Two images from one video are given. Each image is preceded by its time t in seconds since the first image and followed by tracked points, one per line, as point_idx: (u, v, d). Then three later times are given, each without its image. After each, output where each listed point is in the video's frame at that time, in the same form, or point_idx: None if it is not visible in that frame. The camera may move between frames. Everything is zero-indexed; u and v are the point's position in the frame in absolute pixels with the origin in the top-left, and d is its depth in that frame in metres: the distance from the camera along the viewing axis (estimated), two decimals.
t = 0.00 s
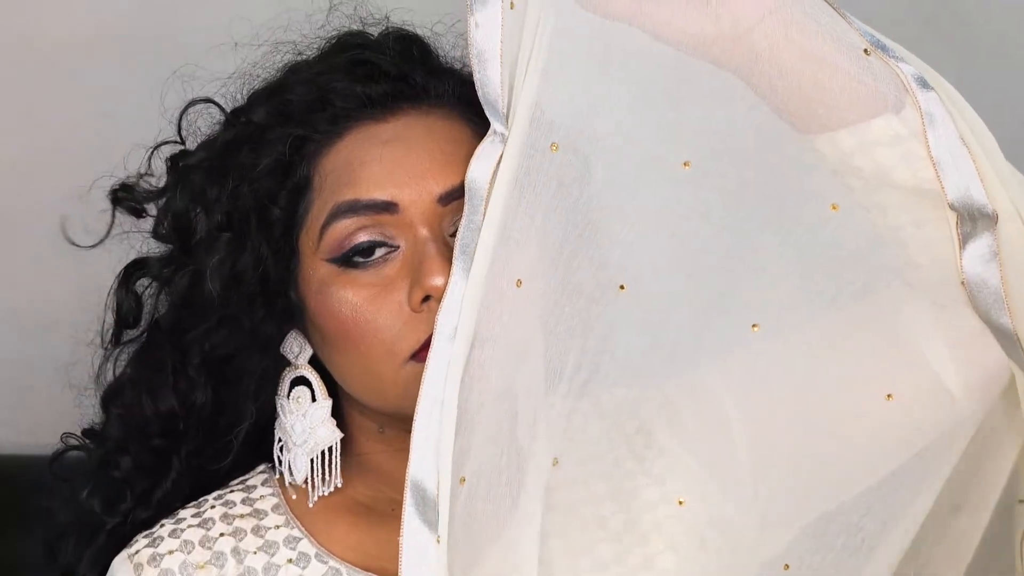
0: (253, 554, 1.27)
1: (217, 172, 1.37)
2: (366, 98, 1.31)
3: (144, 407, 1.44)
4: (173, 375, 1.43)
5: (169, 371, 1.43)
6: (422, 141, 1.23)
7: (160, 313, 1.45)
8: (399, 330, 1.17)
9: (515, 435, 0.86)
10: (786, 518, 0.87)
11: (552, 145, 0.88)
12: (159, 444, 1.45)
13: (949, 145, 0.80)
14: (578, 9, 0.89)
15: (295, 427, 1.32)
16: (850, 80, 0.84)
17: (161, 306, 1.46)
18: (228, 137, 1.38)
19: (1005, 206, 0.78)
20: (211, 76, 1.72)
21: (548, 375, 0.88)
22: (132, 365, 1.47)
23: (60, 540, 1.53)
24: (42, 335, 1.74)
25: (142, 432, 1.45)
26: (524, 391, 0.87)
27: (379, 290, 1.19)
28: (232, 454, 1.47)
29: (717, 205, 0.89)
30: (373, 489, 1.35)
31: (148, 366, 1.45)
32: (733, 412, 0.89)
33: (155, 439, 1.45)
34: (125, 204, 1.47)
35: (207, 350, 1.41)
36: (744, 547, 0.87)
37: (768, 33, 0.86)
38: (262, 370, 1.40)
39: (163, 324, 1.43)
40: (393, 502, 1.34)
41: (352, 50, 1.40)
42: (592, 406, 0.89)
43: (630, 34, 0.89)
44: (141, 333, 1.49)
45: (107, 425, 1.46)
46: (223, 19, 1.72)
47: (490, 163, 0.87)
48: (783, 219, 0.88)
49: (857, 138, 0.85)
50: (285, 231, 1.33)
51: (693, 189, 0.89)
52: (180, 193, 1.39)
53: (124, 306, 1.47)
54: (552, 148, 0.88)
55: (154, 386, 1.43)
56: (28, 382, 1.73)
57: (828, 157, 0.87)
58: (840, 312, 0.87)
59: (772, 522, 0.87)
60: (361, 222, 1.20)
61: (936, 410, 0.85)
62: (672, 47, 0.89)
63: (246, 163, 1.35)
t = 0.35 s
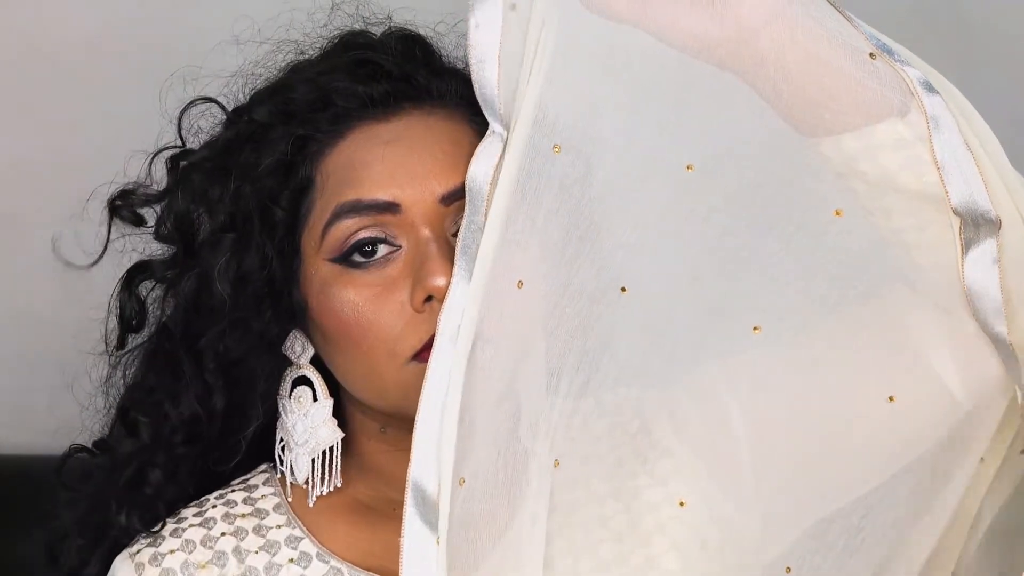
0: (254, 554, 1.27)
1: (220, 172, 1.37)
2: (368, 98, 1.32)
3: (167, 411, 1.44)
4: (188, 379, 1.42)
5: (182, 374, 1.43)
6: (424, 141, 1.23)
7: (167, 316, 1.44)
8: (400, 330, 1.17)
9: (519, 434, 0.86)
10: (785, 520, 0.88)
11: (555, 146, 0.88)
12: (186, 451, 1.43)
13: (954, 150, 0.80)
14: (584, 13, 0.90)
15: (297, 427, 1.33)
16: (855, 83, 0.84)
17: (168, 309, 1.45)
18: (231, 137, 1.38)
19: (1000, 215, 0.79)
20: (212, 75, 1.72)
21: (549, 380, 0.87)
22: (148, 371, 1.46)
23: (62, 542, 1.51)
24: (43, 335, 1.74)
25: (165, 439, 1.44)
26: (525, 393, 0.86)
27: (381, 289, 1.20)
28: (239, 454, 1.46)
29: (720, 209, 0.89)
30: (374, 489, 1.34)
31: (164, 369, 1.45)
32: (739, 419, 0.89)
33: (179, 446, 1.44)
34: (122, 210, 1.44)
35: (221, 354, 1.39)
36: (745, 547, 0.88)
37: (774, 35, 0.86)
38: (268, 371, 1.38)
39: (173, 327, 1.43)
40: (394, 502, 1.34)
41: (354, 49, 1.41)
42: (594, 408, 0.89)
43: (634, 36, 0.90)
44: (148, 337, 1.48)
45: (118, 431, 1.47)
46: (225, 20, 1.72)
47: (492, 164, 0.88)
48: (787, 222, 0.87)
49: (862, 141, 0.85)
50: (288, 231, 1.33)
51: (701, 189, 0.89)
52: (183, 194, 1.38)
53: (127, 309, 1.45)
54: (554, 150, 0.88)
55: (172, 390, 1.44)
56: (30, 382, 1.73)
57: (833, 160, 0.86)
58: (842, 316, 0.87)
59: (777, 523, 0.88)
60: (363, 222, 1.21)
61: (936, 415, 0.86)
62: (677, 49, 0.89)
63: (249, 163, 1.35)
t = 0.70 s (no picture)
0: (255, 554, 1.27)
1: (222, 171, 1.38)
2: (371, 99, 1.32)
3: (159, 407, 1.44)
4: (184, 377, 1.42)
5: (178, 371, 1.43)
6: (427, 142, 1.24)
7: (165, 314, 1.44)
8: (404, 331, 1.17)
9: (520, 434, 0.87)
10: (787, 521, 0.87)
11: (562, 146, 0.88)
12: (173, 445, 1.45)
13: (958, 152, 0.81)
14: (588, 13, 0.90)
15: (299, 426, 1.34)
16: (860, 83, 0.85)
17: (166, 307, 1.45)
18: (233, 136, 1.39)
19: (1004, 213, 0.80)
20: (215, 74, 1.72)
21: (552, 380, 0.87)
22: (143, 367, 1.46)
23: (61, 540, 1.51)
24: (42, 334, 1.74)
25: (156, 433, 1.45)
26: (526, 394, 0.86)
27: (384, 290, 1.20)
28: (239, 452, 1.46)
29: (720, 208, 0.88)
30: (377, 489, 1.35)
31: (160, 367, 1.45)
32: (738, 419, 0.88)
33: (169, 441, 1.45)
34: (122, 203, 1.45)
35: (218, 353, 1.40)
36: (745, 549, 0.87)
37: (779, 36, 0.86)
38: (268, 374, 1.38)
39: (169, 325, 1.43)
40: (397, 502, 1.34)
41: (358, 49, 1.41)
42: (595, 407, 0.88)
43: (642, 37, 0.90)
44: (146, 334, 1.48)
45: (115, 428, 1.47)
46: (227, 19, 1.72)
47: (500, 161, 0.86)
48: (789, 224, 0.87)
49: (865, 142, 0.86)
50: (291, 231, 1.33)
51: (701, 189, 0.89)
52: (183, 191, 1.39)
53: (124, 307, 1.45)
54: (561, 149, 0.88)
55: (167, 386, 1.44)
56: (27, 381, 1.73)
57: (835, 161, 0.87)
58: (845, 318, 0.87)
59: (779, 525, 0.87)
60: (365, 222, 1.22)
61: (935, 415, 0.87)
62: (681, 50, 0.89)
63: (251, 163, 1.36)
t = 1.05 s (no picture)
0: (256, 554, 1.27)
1: (228, 172, 1.39)
2: (375, 100, 1.33)
3: (163, 408, 1.44)
4: (188, 378, 1.43)
5: (183, 372, 1.44)
6: (430, 144, 1.25)
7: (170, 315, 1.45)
8: (406, 332, 1.18)
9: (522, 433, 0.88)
10: (787, 522, 0.87)
11: (562, 150, 0.89)
12: (180, 446, 1.44)
13: (954, 158, 0.80)
14: (588, 15, 0.90)
15: (301, 426, 1.33)
16: (864, 87, 0.84)
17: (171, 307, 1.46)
18: (239, 138, 1.40)
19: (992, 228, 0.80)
20: (218, 77, 1.72)
21: (553, 381, 0.88)
22: (148, 368, 1.47)
23: (64, 541, 1.50)
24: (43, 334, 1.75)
25: (161, 434, 1.45)
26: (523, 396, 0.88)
27: (387, 291, 1.21)
28: (244, 453, 1.46)
29: (722, 211, 0.89)
30: (378, 489, 1.35)
31: (166, 369, 1.46)
32: (739, 420, 0.89)
33: (175, 442, 1.44)
34: (129, 209, 1.47)
35: (223, 353, 1.40)
36: (745, 549, 0.88)
37: (782, 38, 0.85)
38: (270, 375, 1.38)
39: (174, 326, 1.43)
40: (398, 503, 1.34)
41: (363, 49, 1.42)
42: (596, 408, 0.89)
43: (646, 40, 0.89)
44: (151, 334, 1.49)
45: (120, 426, 1.48)
46: (230, 21, 1.73)
47: (501, 166, 0.87)
48: (792, 229, 0.88)
49: (868, 145, 0.85)
50: (295, 232, 1.34)
51: (702, 196, 0.89)
52: (190, 194, 1.40)
53: (130, 306, 1.46)
54: (562, 152, 0.89)
55: (172, 386, 1.44)
56: (27, 381, 1.74)
57: (838, 164, 0.87)
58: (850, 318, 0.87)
59: (777, 528, 0.88)
60: (369, 224, 1.23)
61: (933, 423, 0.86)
62: (683, 53, 0.89)
63: (257, 163, 1.36)
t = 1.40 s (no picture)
0: (257, 554, 1.28)
1: (230, 174, 1.40)
2: (376, 101, 1.34)
3: (185, 415, 1.42)
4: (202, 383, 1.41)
5: (199, 379, 1.42)
6: (430, 144, 1.25)
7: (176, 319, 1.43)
8: (407, 332, 1.19)
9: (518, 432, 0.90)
10: (788, 522, 0.88)
11: (563, 151, 0.89)
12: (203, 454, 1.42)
13: (953, 162, 0.81)
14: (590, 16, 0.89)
15: (301, 427, 1.34)
16: (867, 89, 0.84)
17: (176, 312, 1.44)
18: (241, 140, 1.41)
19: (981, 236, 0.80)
20: (220, 80, 1.74)
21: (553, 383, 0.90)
22: (156, 373, 1.45)
23: (65, 542, 1.48)
24: (42, 337, 1.75)
25: (186, 442, 1.42)
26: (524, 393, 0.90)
27: (387, 292, 1.21)
28: (248, 453, 1.46)
29: (724, 215, 0.89)
30: (379, 489, 1.36)
31: (176, 373, 1.43)
32: (739, 420, 0.89)
33: (198, 449, 1.42)
34: (129, 217, 1.48)
35: (234, 356, 1.39)
36: (745, 549, 0.88)
37: (786, 38, 0.85)
38: (275, 374, 1.38)
39: (186, 331, 1.41)
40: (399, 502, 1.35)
41: (364, 49, 1.42)
42: (598, 407, 0.90)
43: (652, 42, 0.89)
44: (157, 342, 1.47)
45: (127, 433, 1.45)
46: (230, 23, 1.75)
47: (499, 163, 0.88)
48: (795, 232, 0.87)
49: (871, 148, 0.85)
50: (298, 232, 1.35)
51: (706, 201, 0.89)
52: (194, 198, 1.41)
53: (135, 311, 1.48)
54: (564, 153, 0.89)
55: (185, 393, 1.42)
56: (27, 381, 1.74)
57: (843, 168, 0.86)
58: (851, 321, 0.87)
59: (778, 528, 0.88)
60: (369, 224, 1.23)
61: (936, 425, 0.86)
62: (687, 54, 0.88)
63: (257, 164, 1.38)
